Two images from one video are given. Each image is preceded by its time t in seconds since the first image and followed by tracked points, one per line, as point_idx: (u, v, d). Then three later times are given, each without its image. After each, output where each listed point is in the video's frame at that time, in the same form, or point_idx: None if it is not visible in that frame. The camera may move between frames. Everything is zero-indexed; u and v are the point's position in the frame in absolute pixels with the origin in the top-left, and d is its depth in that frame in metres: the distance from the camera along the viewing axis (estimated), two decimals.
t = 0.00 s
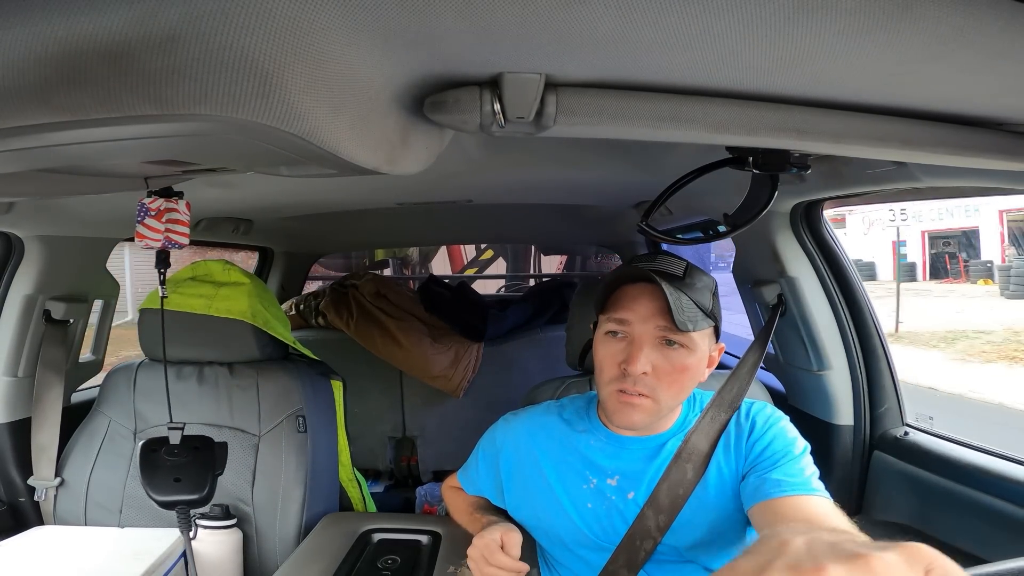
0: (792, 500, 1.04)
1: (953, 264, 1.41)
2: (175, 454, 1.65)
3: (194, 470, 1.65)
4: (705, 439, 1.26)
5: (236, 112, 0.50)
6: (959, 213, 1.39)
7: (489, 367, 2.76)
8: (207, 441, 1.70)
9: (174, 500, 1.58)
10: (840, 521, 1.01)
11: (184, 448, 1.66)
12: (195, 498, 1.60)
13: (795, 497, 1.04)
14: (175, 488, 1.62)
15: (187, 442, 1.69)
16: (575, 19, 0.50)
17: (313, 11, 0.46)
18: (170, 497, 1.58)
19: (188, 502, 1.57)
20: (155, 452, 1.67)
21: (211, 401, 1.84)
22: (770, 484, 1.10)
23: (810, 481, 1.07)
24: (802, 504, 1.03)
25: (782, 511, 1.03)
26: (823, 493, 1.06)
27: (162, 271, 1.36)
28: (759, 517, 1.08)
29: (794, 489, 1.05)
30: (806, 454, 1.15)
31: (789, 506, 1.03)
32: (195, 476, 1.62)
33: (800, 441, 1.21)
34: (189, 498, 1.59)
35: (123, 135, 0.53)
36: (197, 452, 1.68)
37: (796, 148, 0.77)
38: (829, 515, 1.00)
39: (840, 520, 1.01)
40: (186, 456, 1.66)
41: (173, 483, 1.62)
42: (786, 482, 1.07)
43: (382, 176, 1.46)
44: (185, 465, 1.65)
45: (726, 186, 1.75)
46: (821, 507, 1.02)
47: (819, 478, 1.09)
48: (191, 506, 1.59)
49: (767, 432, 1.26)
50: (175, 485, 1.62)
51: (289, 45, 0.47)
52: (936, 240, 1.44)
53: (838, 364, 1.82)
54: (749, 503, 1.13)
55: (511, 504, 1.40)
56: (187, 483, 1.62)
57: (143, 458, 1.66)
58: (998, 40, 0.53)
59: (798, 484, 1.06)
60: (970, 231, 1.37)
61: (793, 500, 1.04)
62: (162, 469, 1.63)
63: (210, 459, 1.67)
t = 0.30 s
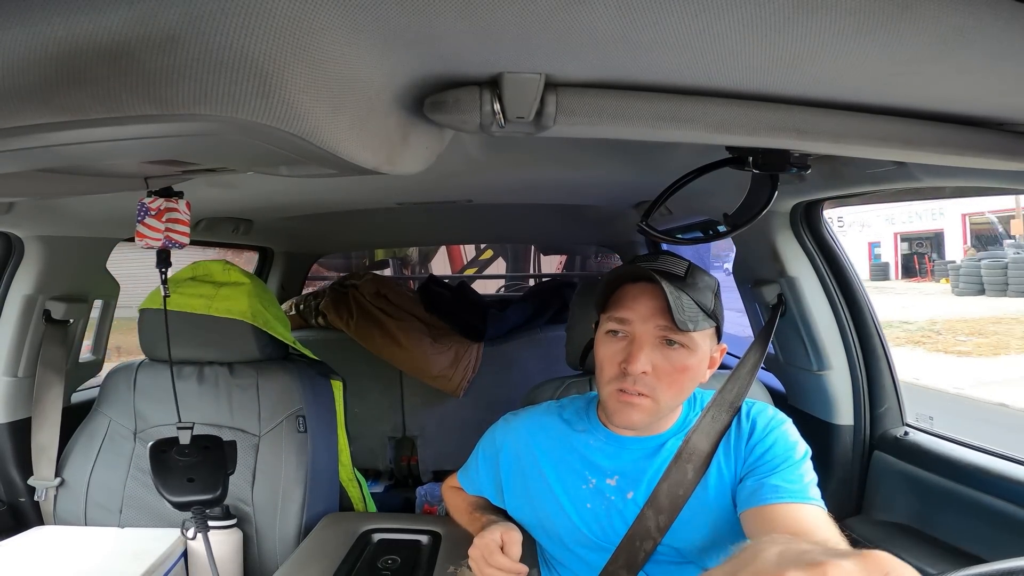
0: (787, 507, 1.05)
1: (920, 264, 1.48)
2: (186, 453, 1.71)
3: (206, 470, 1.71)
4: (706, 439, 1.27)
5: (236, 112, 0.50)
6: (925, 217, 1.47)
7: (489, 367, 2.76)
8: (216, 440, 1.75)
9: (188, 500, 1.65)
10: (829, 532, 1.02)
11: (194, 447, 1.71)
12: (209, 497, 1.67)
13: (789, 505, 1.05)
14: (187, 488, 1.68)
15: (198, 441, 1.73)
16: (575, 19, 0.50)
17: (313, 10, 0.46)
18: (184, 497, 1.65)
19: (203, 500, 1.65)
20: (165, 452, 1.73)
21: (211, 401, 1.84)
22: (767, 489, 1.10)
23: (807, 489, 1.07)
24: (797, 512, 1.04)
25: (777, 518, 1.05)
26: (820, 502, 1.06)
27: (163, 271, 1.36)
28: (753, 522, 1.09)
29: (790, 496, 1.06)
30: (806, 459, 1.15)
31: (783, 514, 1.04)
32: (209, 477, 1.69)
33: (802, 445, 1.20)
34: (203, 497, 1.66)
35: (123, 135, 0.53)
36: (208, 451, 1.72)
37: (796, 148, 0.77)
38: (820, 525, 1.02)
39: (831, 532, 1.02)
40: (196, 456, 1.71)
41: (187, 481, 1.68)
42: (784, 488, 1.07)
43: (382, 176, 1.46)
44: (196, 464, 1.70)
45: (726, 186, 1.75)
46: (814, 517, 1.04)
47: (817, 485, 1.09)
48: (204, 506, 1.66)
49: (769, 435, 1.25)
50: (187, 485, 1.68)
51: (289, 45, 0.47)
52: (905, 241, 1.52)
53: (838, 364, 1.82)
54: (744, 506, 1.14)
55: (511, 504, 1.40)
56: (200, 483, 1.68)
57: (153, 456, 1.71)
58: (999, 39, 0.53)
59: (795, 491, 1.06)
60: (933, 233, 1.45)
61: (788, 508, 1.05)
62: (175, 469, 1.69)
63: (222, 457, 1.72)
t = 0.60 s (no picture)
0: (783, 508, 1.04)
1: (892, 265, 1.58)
2: (175, 451, 1.76)
3: (193, 468, 1.76)
4: (703, 438, 1.28)
5: (236, 112, 0.50)
6: (895, 220, 1.56)
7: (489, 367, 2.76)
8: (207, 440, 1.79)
9: (175, 497, 1.70)
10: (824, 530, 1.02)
11: (184, 445, 1.76)
12: (194, 495, 1.72)
13: (786, 504, 1.04)
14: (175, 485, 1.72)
15: (188, 439, 1.78)
16: (575, 19, 0.50)
17: (313, 10, 0.46)
18: (171, 494, 1.70)
19: (189, 498, 1.70)
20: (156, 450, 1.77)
21: (211, 401, 1.84)
22: (764, 489, 1.09)
23: (804, 488, 1.07)
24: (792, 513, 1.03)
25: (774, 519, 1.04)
26: (816, 501, 1.06)
27: (163, 271, 1.36)
28: (749, 521, 1.09)
29: (787, 496, 1.05)
30: (803, 458, 1.14)
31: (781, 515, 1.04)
32: (196, 474, 1.73)
33: (799, 443, 1.19)
34: (188, 495, 1.71)
35: (123, 135, 0.53)
36: (197, 451, 1.76)
37: (796, 148, 0.77)
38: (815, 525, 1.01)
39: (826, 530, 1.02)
40: (186, 454, 1.76)
41: (174, 479, 1.72)
42: (781, 488, 1.07)
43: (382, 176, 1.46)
44: (185, 462, 1.75)
45: (726, 186, 1.75)
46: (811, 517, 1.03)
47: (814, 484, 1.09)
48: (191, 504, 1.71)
49: (766, 433, 1.25)
50: (175, 482, 1.73)
51: (289, 46, 0.47)
52: (879, 243, 1.62)
53: (838, 364, 1.82)
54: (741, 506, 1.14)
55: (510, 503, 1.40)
56: (187, 481, 1.73)
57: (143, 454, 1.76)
58: (1000, 39, 0.53)
59: (792, 490, 1.06)
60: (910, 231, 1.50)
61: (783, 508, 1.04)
62: (163, 466, 1.75)
63: (210, 456, 1.77)
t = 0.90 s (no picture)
0: (786, 508, 1.04)
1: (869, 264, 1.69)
2: (178, 452, 1.64)
3: (196, 469, 1.63)
4: (703, 438, 1.28)
5: (236, 113, 0.50)
6: (870, 221, 1.64)
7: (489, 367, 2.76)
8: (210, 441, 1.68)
9: (177, 499, 1.56)
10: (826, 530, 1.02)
11: (185, 446, 1.64)
12: (198, 497, 1.59)
13: (788, 505, 1.04)
14: (177, 486, 1.58)
15: (191, 441, 1.68)
16: (576, 19, 0.50)
17: (313, 11, 0.46)
18: (173, 496, 1.56)
19: (191, 499, 1.57)
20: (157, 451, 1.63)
21: (211, 401, 1.84)
22: (766, 489, 1.09)
23: (806, 489, 1.07)
24: (795, 513, 1.03)
25: (777, 518, 1.04)
26: (818, 503, 1.06)
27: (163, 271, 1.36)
28: (751, 521, 1.09)
29: (789, 496, 1.05)
30: (805, 459, 1.14)
31: (785, 515, 1.04)
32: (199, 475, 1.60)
33: (800, 444, 1.20)
34: (191, 496, 1.58)
35: (123, 135, 0.53)
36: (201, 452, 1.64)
37: (796, 148, 0.77)
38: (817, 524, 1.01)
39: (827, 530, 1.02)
40: (189, 455, 1.64)
41: (176, 480, 1.59)
42: (783, 488, 1.07)
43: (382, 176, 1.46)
44: (187, 463, 1.63)
45: (726, 186, 1.75)
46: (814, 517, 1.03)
47: (816, 485, 1.09)
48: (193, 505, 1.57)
49: (767, 434, 1.25)
50: (177, 484, 1.58)
51: (289, 46, 0.47)
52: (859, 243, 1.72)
53: (838, 364, 1.82)
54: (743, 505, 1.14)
55: (510, 503, 1.40)
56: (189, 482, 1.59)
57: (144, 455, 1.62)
58: (999, 40, 0.53)
59: (794, 491, 1.06)
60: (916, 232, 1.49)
61: (786, 508, 1.04)
62: (165, 467, 1.61)
63: (214, 457, 1.66)
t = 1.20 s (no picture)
0: (787, 503, 1.05)
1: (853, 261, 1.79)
2: (193, 451, 1.79)
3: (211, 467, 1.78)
4: (702, 438, 1.29)
5: (236, 113, 0.50)
6: (849, 223, 1.73)
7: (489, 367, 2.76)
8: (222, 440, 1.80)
9: (198, 498, 1.75)
10: (828, 529, 1.02)
11: (199, 446, 1.78)
12: (215, 495, 1.75)
13: (789, 499, 1.05)
14: (195, 485, 1.77)
15: (205, 439, 1.80)
16: (576, 19, 0.50)
17: (313, 11, 0.46)
18: (194, 495, 1.76)
19: (210, 498, 1.74)
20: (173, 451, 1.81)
21: (211, 400, 1.83)
22: (767, 484, 1.09)
23: (806, 485, 1.08)
24: (797, 509, 1.04)
25: (778, 514, 1.04)
26: (819, 497, 1.06)
27: (163, 271, 1.36)
28: (753, 517, 1.09)
29: (789, 491, 1.06)
30: (805, 456, 1.15)
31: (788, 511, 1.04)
32: (215, 475, 1.76)
33: (800, 440, 1.20)
34: (209, 495, 1.75)
35: (123, 135, 0.53)
36: (213, 450, 1.79)
37: (796, 148, 0.77)
38: (819, 522, 1.02)
39: (830, 528, 1.02)
40: (202, 455, 1.78)
41: (194, 479, 1.77)
42: (782, 483, 1.08)
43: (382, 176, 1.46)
44: (203, 462, 1.78)
45: (726, 186, 1.75)
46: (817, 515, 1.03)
47: (816, 481, 1.09)
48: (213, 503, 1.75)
49: (767, 432, 1.25)
50: (196, 483, 1.77)
51: (289, 46, 0.47)
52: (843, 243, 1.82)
53: (838, 364, 1.82)
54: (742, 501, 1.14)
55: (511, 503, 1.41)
56: (206, 481, 1.76)
57: (159, 457, 1.80)
58: (1000, 40, 0.53)
59: (794, 486, 1.07)
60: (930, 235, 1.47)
61: (788, 503, 1.05)
62: (182, 467, 1.79)
63: (227, 457, 1.78)
